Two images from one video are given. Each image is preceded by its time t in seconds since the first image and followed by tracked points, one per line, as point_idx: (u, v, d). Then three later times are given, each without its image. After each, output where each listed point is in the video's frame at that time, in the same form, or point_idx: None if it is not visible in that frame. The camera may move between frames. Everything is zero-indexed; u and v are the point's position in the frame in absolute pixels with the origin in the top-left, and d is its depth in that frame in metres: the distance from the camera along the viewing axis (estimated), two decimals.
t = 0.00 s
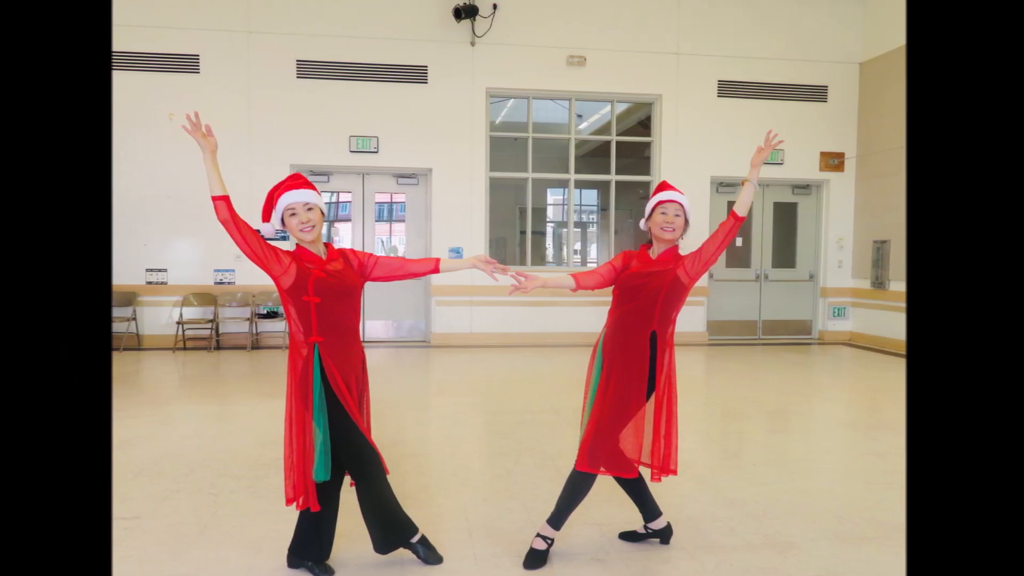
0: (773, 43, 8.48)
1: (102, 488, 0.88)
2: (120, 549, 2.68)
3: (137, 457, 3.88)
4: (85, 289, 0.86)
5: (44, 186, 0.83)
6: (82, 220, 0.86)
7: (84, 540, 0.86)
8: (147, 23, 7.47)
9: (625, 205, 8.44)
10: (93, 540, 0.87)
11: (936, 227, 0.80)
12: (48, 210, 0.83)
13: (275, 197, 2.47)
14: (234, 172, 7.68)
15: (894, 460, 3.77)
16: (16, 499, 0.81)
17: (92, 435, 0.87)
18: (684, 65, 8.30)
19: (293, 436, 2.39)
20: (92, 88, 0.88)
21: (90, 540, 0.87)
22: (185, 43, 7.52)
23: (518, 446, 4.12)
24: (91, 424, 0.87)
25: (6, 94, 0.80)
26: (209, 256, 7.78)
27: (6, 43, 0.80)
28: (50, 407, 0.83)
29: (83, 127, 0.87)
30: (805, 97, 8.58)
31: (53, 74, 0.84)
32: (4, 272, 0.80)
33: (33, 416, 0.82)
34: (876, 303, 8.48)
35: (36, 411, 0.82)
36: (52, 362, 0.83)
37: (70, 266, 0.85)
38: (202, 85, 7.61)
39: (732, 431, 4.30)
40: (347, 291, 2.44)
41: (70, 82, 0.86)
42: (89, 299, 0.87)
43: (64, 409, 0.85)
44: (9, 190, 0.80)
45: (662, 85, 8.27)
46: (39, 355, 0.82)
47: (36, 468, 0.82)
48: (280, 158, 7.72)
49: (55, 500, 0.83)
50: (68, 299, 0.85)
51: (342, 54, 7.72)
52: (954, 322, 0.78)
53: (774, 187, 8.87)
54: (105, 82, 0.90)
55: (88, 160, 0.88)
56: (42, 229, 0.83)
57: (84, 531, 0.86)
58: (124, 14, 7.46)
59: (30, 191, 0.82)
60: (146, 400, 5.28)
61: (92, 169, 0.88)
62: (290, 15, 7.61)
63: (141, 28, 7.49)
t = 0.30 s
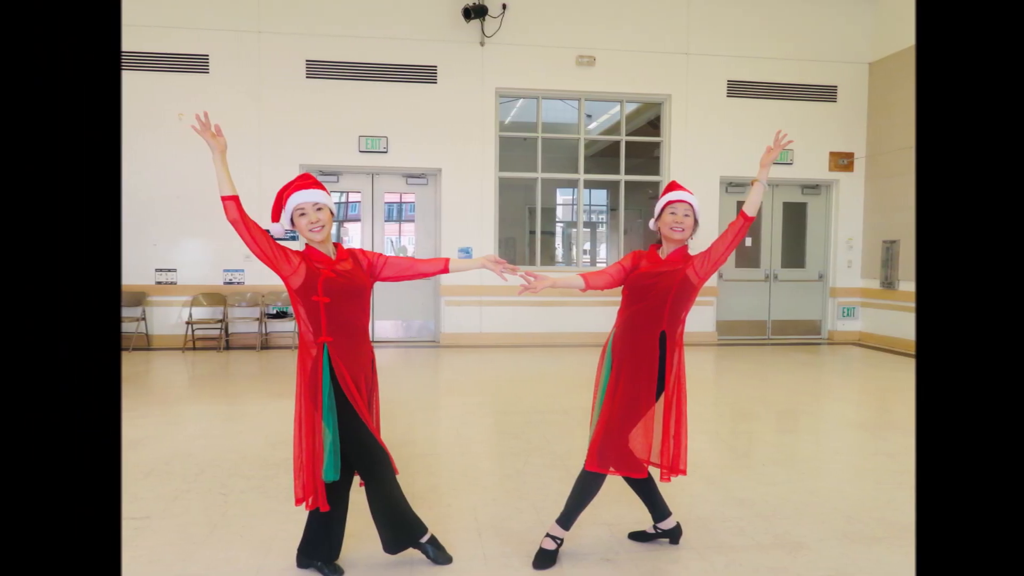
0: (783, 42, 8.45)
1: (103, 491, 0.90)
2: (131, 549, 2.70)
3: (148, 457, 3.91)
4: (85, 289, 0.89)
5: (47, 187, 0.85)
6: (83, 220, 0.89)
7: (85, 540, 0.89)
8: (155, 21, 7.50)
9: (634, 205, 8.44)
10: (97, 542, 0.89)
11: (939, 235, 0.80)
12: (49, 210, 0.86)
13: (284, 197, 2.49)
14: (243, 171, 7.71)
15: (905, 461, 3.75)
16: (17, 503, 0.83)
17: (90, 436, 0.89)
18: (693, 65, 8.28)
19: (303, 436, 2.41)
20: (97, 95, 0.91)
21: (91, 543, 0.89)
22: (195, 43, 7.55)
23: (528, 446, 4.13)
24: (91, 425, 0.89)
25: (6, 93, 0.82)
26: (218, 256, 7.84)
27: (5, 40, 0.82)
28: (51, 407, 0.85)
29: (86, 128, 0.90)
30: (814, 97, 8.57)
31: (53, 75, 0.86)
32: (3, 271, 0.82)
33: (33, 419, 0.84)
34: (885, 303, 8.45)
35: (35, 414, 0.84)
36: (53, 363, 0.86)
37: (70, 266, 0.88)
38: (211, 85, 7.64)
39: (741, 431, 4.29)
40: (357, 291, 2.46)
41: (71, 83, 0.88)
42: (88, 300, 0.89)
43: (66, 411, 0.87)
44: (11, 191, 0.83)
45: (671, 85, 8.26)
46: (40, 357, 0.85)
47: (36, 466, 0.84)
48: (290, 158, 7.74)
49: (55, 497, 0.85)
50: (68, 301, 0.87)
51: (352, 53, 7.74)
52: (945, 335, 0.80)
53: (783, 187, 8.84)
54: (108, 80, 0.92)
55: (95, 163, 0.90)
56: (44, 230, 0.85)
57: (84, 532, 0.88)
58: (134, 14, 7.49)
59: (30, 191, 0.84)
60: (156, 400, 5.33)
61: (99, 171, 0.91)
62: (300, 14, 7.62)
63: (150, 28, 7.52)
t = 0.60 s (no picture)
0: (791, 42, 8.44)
1: (103, 489, 0.84)
2: (139, 549, 2.73)
3: (156, 457, 3.94)
4: (85, 289, 0.84)
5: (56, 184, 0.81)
6: (87, 217, 0.83)
7: (86, 542, 0.82)
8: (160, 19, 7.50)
9: (643, 205, 8.44)
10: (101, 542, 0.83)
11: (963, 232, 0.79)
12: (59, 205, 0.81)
13: (293, 196, 2.50)
14: (251, 171, 7.74)
15: (914, 461, 3.73)
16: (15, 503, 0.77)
17: (91, 436, 0.83)
18: (702, 65, 8.27)
19: (312, 436, 2.43)
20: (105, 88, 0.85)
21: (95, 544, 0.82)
22: (203, 43, 7.58)
23: (536, 447, 4.14)
24: (91, 425, 0.84)
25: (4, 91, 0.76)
26: (227, 256, 7.88)
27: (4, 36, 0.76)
28: (50, 407, 0.80)
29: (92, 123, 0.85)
30: (822, 97, 8.55)
31: (53, 74, 0.80)
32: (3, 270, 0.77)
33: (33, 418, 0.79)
34: (894, 302, 8.41)
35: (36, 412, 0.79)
36: (58, 364, 0.81)
37: (71, 264, 0.82)
38: (219, 85, 7.66)
39: (749, 431, 4.27)
40: (365, 291, 2.47)
41: (71, 82, 0.82)
42: (89, 299, 0.84)
43: (67, 409, 0.82)
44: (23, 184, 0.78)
45: (679, 85, 8.25)
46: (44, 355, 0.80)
47: (36, 468, 0.79)
48: (298, 158, 7.78)
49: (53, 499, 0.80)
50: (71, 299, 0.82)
51: (360, 54, 7.76)
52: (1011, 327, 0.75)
53: (791, 187, 8.81)
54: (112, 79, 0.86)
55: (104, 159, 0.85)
56: (49, 225, 0.80)
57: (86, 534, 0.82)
58: (142, 14, 7.49)
59: (29, 190, 0.78)
60: (165, 400, 5.37)
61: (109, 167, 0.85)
62: (308, 14, 7.64)
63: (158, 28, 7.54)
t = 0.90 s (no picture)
0: (799, 43, 8.42)
1: (103, 490, 0.87)
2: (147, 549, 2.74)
3: (164, 457, 3.98)
4: (85, 290, 0.86)
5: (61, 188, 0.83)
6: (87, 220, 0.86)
7: (85, 542, 0.86)
8: (167, 18, 7.53)
9: (650, 206, 8.43)
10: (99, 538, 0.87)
11: (961, 237, 0.79)
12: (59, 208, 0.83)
13: (300, 196, 2.52)
14: (259, 171, 7.76)
15: (922, 461, 3.71)
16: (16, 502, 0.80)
17: (90, 437, 0.87)
18: (709, 65, 8.26)
19: (319, 436, 2.44)
20: (104, 95, 0.89)
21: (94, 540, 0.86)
22: (210, 43, 7.60)
23: (543, 446, 4.14)
24: (91, 426, 0.87)
25: (6, 95, 0.79)
26: (234, 256, 7.93)
27: (5, 42, 0.79)
28: (50, 408, 0.83)
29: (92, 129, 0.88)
30: (830, 97, 8.53)
31: (53, 75, 0.83)
32: (2, 271, 0.79)
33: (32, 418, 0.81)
34: (901, 302, 8.38)
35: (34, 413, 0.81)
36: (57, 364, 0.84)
37: (70, 266, 0.85)
38: (226, 85, 7.69)
39: (757, 431, 4.26)
40: (372, 291, 2.49)
41: (71, 83, 0.85)
42: (89, 300, 0.87)
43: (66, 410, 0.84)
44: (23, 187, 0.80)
45: (687, 85, 8.24)
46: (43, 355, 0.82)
47: (35, 467, 0.81)
48: (305, 158, 7.79)
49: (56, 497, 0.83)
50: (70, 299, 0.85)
51: (367, 53, 7.78)
52: (1010, 331, 0.75)
53: (798, 187, 8.80)
54: (108, 79, 0.89)
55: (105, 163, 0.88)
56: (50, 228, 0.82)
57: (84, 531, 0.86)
58: (150, 14, 7.53)
59: (27, 192, 0.80)
60: (173, 400, 5.41)
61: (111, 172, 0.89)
62: (316, 14, 7.67)
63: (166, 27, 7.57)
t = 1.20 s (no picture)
0: (809, 42, 8.39)
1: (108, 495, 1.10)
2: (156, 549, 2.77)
3: (174, 456, 4.02)
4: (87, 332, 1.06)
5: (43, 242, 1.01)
6: (100, 199, 0.72)
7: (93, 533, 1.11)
8: (179, 20, 7.59)
9: (659, 206, 8.42)
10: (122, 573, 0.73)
11: (964, 236, 0.80)
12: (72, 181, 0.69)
13: (310, 196, 2.54)
14: (268, 172, 7.81)
15: (932, 462, 3.69)
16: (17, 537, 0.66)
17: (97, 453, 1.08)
18: (719, 64, 8.24)
19: (329, 436, 2.45)
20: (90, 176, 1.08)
21: None
22: (220, 43, 7.65)
23: (552, 447, 4.15)
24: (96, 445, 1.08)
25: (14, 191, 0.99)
26: (244, 257, 7.99)
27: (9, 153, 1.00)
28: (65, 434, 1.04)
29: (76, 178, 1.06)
30: (840, 97, 8.50)
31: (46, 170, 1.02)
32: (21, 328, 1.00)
33: (41, 437, 0.67)
34: (910, 303, 8.33)
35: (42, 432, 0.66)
36: (73, 373, 0.69)
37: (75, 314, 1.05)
38: (236, 86, 7.73)
39: (766, 431, 4.25)
40: (382, 291, 2.51)
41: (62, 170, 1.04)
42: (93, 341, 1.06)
43: (81, 427, 0.70)
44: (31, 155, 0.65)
45: (696, 85, 8.23)
46: (36, 346, 0.65)
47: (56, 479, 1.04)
48: (315, 158, 7.84)
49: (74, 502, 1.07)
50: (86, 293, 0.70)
51: (377, 53, 7.81)
52: (1012, 331, 0.75)
53: (808, 187, 8.76)
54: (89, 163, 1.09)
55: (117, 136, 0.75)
56: (62, 205, 0.67)
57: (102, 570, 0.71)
58: (160, 15, 7.58)
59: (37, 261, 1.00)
60: (183, 400, 5.46)
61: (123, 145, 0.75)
62: (326, 15, 7.71)
63: (176, 28, 7.62)
